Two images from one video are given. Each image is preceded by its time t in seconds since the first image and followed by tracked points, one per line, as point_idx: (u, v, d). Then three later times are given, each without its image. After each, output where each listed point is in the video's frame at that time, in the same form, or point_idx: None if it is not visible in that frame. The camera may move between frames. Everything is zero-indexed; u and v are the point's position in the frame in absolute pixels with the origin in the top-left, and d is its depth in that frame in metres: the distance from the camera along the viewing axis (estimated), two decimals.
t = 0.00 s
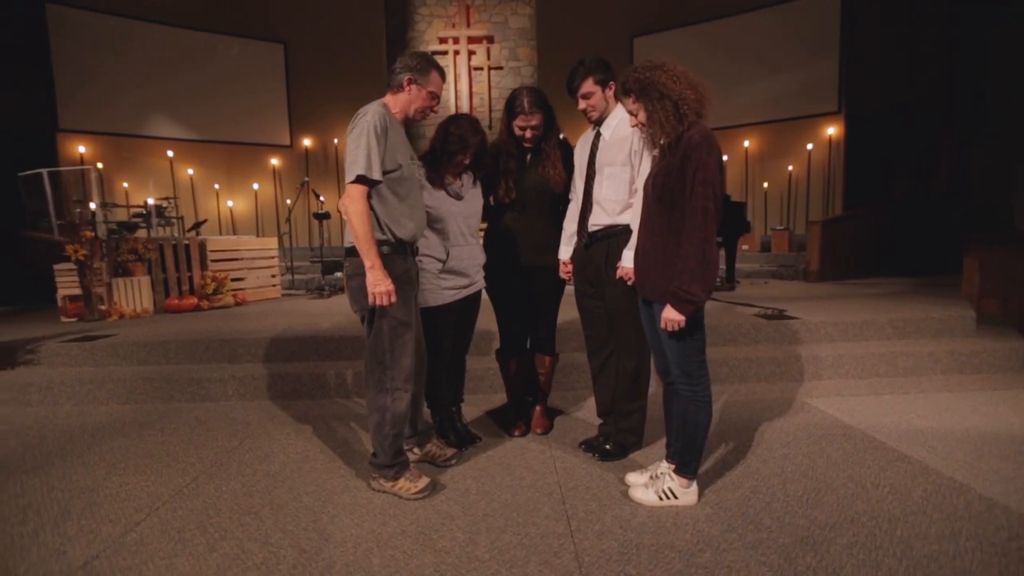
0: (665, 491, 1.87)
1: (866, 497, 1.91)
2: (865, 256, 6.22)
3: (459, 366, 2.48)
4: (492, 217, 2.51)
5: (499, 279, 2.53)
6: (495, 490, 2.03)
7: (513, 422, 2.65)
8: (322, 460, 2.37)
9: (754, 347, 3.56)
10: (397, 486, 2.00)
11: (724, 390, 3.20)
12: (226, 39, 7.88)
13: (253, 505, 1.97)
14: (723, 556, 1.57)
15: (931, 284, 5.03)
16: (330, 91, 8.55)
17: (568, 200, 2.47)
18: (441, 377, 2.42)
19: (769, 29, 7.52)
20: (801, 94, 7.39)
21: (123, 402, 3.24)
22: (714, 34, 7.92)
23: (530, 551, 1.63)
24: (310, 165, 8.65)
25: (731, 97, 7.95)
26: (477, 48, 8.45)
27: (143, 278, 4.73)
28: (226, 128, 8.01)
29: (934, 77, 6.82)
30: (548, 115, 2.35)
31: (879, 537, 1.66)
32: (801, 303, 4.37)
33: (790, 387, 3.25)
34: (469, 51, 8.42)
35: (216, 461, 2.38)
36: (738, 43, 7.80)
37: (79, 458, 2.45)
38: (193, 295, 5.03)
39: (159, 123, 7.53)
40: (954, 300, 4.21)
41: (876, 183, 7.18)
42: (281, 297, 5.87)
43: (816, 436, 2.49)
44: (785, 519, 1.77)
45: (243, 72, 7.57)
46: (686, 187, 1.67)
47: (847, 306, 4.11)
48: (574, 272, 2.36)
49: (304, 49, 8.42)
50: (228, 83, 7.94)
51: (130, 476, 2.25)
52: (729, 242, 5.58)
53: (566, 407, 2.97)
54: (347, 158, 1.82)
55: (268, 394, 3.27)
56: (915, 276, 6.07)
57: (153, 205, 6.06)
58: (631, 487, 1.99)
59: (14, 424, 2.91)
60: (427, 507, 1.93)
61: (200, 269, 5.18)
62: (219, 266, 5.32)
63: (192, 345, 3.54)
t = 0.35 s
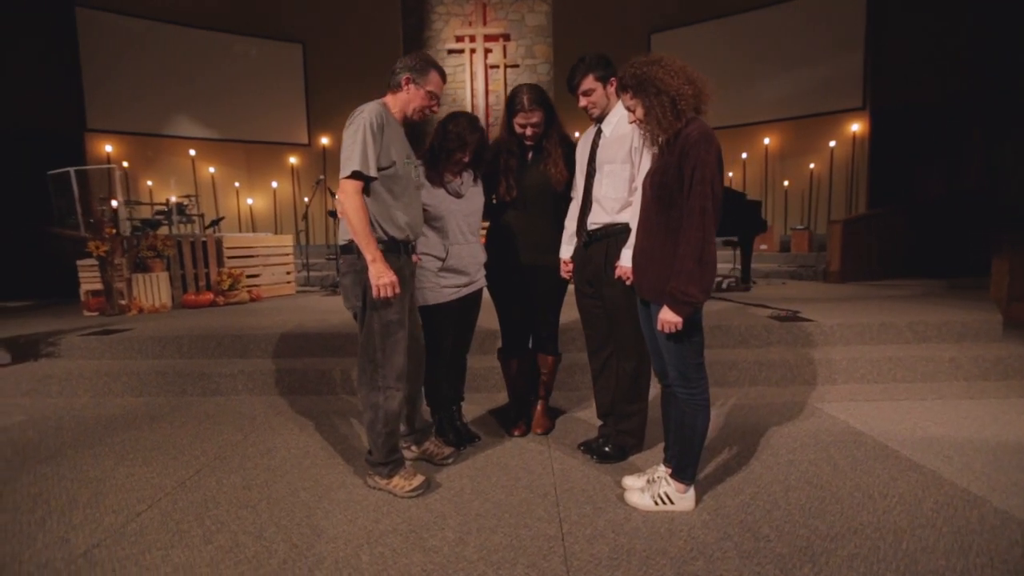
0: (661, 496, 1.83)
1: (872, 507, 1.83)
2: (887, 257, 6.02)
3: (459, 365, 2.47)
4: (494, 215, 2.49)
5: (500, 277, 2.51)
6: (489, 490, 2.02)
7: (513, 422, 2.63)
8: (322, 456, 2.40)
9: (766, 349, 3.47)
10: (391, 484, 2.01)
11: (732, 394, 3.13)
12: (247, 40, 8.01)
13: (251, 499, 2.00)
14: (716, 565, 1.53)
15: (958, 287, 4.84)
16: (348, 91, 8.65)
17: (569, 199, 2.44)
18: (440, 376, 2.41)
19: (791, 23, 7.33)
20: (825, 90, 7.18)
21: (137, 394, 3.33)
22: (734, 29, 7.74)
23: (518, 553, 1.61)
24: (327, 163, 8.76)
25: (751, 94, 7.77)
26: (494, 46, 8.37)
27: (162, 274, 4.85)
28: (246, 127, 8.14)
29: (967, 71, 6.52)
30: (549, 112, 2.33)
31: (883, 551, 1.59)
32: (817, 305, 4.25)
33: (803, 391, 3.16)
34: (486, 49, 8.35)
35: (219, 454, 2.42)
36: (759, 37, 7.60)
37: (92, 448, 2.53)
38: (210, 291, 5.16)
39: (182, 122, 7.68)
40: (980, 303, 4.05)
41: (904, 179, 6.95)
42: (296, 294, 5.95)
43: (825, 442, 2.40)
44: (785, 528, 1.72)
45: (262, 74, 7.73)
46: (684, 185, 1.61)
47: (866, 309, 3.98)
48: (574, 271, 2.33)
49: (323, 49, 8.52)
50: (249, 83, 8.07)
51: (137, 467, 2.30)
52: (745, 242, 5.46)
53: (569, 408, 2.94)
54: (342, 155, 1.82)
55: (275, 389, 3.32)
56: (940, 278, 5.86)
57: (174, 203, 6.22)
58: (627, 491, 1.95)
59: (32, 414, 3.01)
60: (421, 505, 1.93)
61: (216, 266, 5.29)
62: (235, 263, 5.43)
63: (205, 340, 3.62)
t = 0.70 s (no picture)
0: (656, 501, 1.78)
1: (879, 519, 1.75)
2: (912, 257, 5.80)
3: (458, 363, 2.45)
4: (494, 212, 2.47)
5: (500, 275, 2.49)
6: (483, 490, 2.00)
7: (513, 421, 2.61)
8: (322, 452, 2.42)
9: (780, 351, 3.36)
10: (385, 481, 2.01)
11: (741, 396, 3.04)
12: (267, 40, 8.11)
13: (249, 493, 2.02)
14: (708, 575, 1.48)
15: (990, 288, 4.61)
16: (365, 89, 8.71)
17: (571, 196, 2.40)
18: (439, 374, 2.40)
19: (816, 14, 7.09)
20: (851, 84, 6.92)
21: (150, 387, 3.41)
22: (757, 21, 7.50)
23: (506, 555, 1.59)
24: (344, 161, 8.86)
25: (774, 88, 7.54)
26: (510, 43, 8.27)
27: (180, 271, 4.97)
28: (265, 126, 8.28)
29: (1006, 62, 6.18)
30: (549, 108, 2.28)
31: (886, 565, 1.52)
32: (835, 305, 4.11)
33: (816, 394, 3.05)
34: (503, 46, 8.26)
35: (222, 448, 2.46)
36: (784, 29, 7.35)
37: (103, 439, 2.60)
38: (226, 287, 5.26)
39: (203, 122, 7.84)
40: (1013, 306, 3.85)
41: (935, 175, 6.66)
42: (310, 290, 6.03)
43: (837, 450, 2.31)
44: (785, 537, 1.65)
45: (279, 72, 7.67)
46: (681, 181, 1.54)
47: (889, 310, 3.82)
48: (574, 270, 2.29)
49: (341, 48, 8.60)
50: (270, 83, 8.21)
51: (143, 459, 2.35)
52: (763, 241, 5.31)
53: (572, 408, 2.90)
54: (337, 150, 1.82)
55: (282, 384, 3.36)
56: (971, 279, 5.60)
57: (195, 201, 6.37)
58: (623, 494, 1.91)
59: (51, 405, 3.12)
60: (413, 504, 1.92)
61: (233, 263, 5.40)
62: (251, 260, 5.53)
63: (216, 335, 3.69)
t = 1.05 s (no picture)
0: (651, 506, 1.74)
1: (885, 529, 1.67)
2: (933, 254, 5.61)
3: (457, 363, 2.42)
4: (491, 210, 2.45)
5: (499, 274, 2.46)
6: (476, 492, 1.97)
7: (512, 422, 2.57)
8: (320, 450, 2.42)
9: (791, 351, 3.27)
10: (378, 482, 1.99)
11: (750, 398, 2.96)
12: (282, 41, 8.10)
13: (244, 491, 2.03)
14: None
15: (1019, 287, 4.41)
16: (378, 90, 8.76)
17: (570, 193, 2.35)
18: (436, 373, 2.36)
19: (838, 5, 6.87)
20: (873, 76, 6.71)
21: (160, 385, 3.47)
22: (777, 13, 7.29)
23: (493, 560, 1.56)
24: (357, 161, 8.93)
25: (793, 82, 7.35)
26: (523, 41, 8.16)
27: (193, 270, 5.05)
28: (280, 127, 8.30)
29: None
30: (546, 104, 2.24)
31: None
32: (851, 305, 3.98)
33: (829, 397, 2.95)
34: (515, 44, 8.16)
35: (223, 446, 2.48)
36: (806, 21, 7.12)
37: (110, 436, 2.64)
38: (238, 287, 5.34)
39: (219, 123, 7.84)
40: None
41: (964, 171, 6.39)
42: (321, 289, 6.09)
43: (846, 455, 2.22)
44: (783, 546, 1.59)
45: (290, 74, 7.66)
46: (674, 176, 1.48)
47: (908, 310, 3.69)
48: (572, 268, 2.23)
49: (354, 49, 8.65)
50: (284, 84, 8.20)
51: (146, 456, 2.39)
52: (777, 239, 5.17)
53: (573, 408, 2.86)
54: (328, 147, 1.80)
55: (287, 383, 3.38)
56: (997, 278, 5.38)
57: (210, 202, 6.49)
58: (618, 498, 1.86)
59: (65, 402, 3.19)
60: (405, 505, 1.91)
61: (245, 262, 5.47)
62: (263, 259, 5.60)
63: (225, 334, 3.74)
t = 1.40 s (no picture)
0: (644, 514, 1.68)
1: (893, 543, 1.58)
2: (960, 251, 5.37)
3: (454, 364, 2.39)
4: (487, 209, 2.42)
5: (495, 274, 2.42)
6: (468, 496, 1.94)
7: (510, 424, 2.53)
8: (318, 451, 2.42)
9: (804, 353, 3.16)
10: (370, 485, 1.96)
11: (758, 401, 2.87)
12: (295, 45, 8.16)
13: (238, 492, 2.04)
14: None
15: None
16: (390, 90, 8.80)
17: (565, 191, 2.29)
18: (431, 374, 2.33)
19: None
20: (896, 66, 6.48)
21: (169, 384, 3.53)
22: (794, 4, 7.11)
23: (478, 568, 1.53)
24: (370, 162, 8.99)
25: (812, 75, 7.15)
26: (535, 39, 8.00)
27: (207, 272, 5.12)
28: (296, 130, 8.39)
29: None
30: (540, 101, 2.19)
31: None
32: (870, 305, 3.83)
33: (842, 400, 2.84)
34: (527, 42, 8.00)
35: (222, 447, 2.49)
36: (825, 11, 6.92)
37: (116, 436, 2.69)
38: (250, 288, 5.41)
39: (237, 127, 7.93)
40: None
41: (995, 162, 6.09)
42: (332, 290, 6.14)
43: (856, 462, 2.12)
44: (781, 560, 1.51)
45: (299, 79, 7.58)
46: (661, 172, 1.42)
47: (929, 309, 3.53)
48: (567, 267, 2.18)
49: (366, 51, 8.70)
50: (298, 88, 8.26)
51: (148, 456, 2.42)
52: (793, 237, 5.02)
53: (574, 411, 2.81)
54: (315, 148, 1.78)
55: (291, 384, 3.41)
56: None
57: (226, 205, 6.60)
58: (611, 505, 1.81)
59: (78, 402, 3.27)
60: (394, 509, 1.88)
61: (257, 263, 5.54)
62: (274, 260, 5.67)
63: (232, 335, 3.79)
